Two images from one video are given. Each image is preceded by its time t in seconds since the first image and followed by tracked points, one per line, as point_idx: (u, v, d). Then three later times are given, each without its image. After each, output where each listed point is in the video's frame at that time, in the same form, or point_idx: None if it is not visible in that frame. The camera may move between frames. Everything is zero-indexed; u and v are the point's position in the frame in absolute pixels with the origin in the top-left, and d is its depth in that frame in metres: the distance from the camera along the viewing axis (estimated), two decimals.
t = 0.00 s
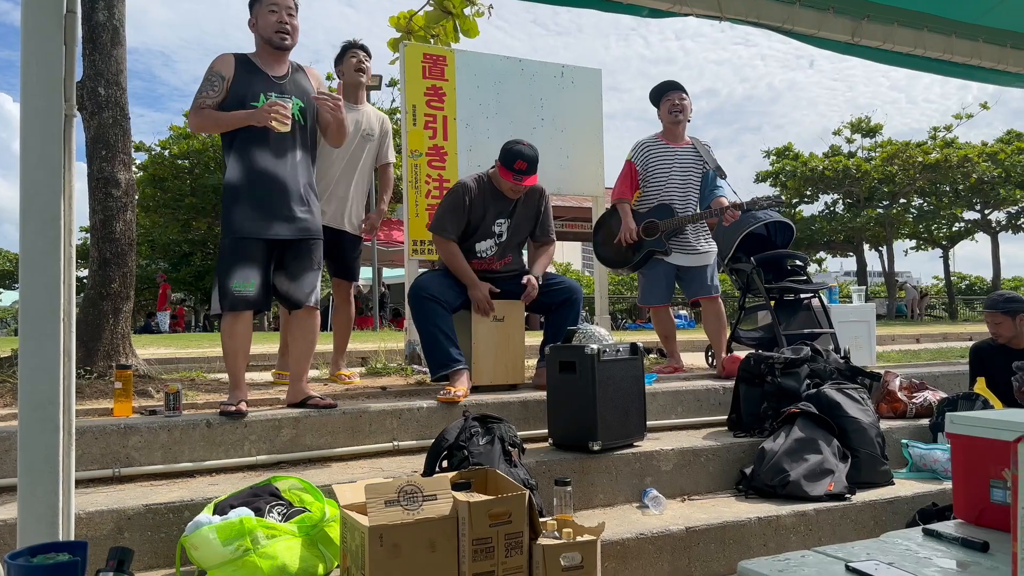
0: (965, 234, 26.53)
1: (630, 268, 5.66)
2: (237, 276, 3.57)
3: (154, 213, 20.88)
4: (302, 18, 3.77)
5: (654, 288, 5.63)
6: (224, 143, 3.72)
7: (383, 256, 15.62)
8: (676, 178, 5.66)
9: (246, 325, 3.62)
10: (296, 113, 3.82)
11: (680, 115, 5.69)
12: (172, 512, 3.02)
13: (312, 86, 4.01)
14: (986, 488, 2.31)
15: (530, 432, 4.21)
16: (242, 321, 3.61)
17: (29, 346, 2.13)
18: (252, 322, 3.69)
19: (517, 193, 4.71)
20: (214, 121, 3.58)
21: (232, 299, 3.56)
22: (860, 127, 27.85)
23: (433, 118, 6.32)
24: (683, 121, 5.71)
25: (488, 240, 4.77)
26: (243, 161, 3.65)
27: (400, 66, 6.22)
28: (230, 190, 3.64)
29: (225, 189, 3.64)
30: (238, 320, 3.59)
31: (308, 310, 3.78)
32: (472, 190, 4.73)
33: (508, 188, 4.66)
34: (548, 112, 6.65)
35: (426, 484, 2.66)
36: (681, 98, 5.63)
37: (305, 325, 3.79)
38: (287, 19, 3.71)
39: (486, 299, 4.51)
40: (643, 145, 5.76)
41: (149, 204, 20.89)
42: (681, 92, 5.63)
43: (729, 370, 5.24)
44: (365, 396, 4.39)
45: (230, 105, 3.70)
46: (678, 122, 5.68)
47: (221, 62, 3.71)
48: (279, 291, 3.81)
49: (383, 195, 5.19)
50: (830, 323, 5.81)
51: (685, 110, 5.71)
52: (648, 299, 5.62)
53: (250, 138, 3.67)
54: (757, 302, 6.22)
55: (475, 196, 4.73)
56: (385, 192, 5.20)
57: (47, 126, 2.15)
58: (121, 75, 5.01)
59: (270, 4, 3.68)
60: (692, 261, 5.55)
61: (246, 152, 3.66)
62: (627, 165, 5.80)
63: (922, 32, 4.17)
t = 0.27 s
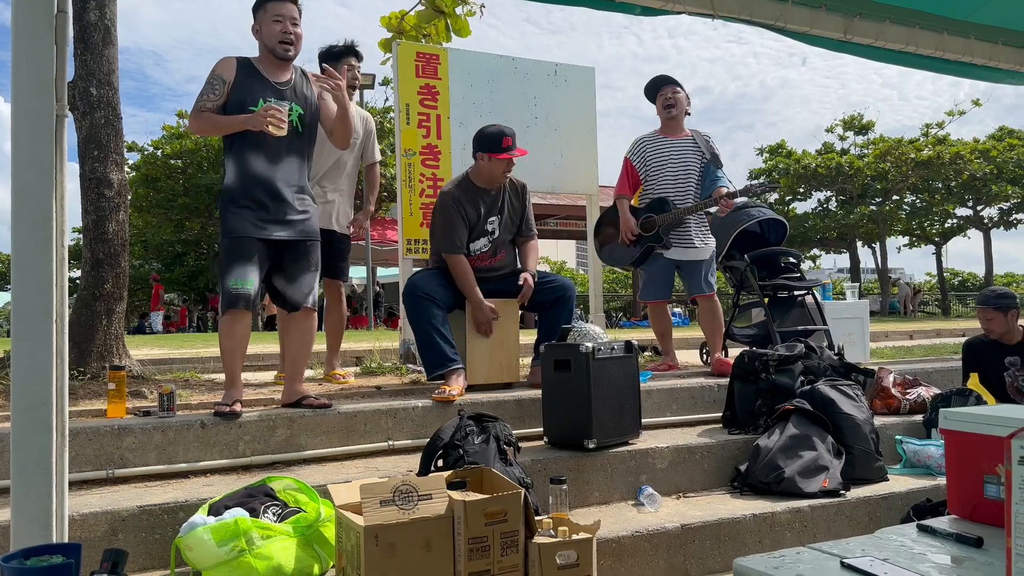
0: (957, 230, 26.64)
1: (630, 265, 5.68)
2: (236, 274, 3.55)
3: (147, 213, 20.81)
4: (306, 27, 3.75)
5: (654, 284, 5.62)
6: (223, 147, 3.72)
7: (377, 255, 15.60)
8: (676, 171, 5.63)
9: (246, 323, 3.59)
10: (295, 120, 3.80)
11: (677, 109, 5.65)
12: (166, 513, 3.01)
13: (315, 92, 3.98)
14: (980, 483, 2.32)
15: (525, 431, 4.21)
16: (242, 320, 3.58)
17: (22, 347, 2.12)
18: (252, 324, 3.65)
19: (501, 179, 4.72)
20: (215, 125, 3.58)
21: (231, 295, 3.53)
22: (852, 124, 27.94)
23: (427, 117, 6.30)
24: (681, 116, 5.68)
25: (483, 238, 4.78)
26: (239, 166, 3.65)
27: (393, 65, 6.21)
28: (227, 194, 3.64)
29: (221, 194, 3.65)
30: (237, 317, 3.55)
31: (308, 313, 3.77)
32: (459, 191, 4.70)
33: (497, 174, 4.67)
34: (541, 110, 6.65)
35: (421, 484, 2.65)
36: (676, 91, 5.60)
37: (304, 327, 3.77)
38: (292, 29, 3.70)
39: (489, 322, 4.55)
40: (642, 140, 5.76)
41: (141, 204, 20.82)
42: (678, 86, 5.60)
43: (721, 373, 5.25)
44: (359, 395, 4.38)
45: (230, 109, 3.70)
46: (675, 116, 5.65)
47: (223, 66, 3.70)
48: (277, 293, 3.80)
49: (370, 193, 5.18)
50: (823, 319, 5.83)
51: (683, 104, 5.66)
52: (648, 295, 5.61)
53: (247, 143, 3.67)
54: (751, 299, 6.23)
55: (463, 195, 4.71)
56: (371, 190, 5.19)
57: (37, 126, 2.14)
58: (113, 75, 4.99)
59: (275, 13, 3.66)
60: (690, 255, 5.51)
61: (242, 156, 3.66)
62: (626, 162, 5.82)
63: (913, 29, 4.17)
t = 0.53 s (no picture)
0: (948, 227, 26.79)
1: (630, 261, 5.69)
2: (225, 276, 3.54)
3: (138, 213, 20.72)
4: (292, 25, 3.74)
5: (653, 280, 5.58)
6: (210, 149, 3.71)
7: (369, 255, 15.57)
8: (676, 167, 5.57)
9: (235, 325, 3.60)
10: (280, 120, 3.78)
11: (677, 104, 5.58)
12: (158, 514, 3.00)
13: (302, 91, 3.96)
14: (971, 478, 2.32)
15: (518, 429, 4.21)
16: (232, 321, 3.58)
17: (11, 349, 2.11)
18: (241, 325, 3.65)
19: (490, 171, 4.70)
20: (201, 128, 3.56)
21: (222, 300, 3.53)
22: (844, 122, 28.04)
23: (418, 115, 6.29)
24: (680, 111, 5.61)
25: (472, 236, 4.78)
26: (226, 168, 3.64)
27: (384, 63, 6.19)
28: (215, 196, 3.64)
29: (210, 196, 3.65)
30: (226, 320, 3.56)
31: (297, 312, 3.76)
32: (445, 188, 4.73)
33: (487, 167, 4.67)
34: (533, 109, 6.65)
35: (414, 483, 2.66)
36: (673, 87, 5.55)
37: (294, 327, 3.76)
38: (277, 27, 3.69)
39: (472, 295, 4.52)
40: (647, 138, 5.78)
41: (132, 205, 20.72)
42: (677, 80, 5.52)
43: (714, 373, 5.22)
44: (352, 395, 4.37)
45: (216, 111, 3.68)
46: (674, 111, 5.59)
47: (209, 67, 3.69)
48: (268, 293, 3.80)
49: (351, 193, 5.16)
50: (815, 316, 5.86)
51: (683, 100, 5.58)
52: (646, 292, 5.59)
53: (234, 145, 3.65)
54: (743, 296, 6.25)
55: (449, 191, 4.74)
56: (353, 190, 5.18)
57: (25, 126, 2.12)
58: (102, 74, 4.96)
59: (260, 12, 3.65)
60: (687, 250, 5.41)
61: (229, 159, 3.64)
62: (631, 161, 5.88)
63: (905, 25, 3.92)
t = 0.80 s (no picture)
0: (938, 223, 26.93)
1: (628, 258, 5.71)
2: (212, 274, 3.54)
3: (128, 213, 20.62)
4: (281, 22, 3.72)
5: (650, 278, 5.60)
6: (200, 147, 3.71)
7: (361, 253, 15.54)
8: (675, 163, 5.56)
9: (222, 324, 3.58)
10: (269, 119, 3.76)
11: (676, 98, 5.59)
12: (151, 514, 2.99)
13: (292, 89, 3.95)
14: (960, 473, 2.34)
15: (511, 426, 4.22)
16: (219, 319, 3.57)
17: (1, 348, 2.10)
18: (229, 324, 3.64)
19: (490, 167, 4.68)
20: (190, 125, 3.57)
21: (208, 296, 3.52)
22: (834, 119, 28.14)
23: (409, 113, 6.28)
24: (679, 104, 5.63)
25: (467, 234, 4.77)
26: (214, 166, 3.64)
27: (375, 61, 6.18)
28: (203, 194, 3.65)
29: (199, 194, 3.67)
30: (214, 318, 3.54)
31: (287, 308, 3.72)
32: (444, 185, 4.71)
33: (483, 161, 4.65)
34: (525, 106, 6.66)
35: (406, 480, 2.65)
36: (671, 80, 5.55)
37: (287, 326, 3.72)
38: (265, 24, 3.67)
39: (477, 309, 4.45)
40: (652, 134, 5.79)
41: (122, 204, 20.61)
42: (677, 72, 5.50)
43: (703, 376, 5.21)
44: (345, 393, 4.37)
45: (206, 110, 3.68)
46: (672, 105, 5.61)
47: (198, 65, 3.68)
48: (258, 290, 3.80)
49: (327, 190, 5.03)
50: (806, 312, 5.89)
51: (682, 93, 5.58)
52: (643, 288, 5.61)
53: (222, 144, 3.64)
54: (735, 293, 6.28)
55: (447, 189, 4.72)
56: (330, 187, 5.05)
57: (14, 124, 2.11)
58: (91, 72, 4.93)
59: (248, 10, 3.63)
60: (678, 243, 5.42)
61: (217, 157, 3.64)
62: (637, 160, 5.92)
63: (893, 22, 3.66)
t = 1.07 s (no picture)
0: (928, 220, 27.07)
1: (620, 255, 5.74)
2: (210, 271, 3.51)
3: (118, 211, 20.52)
4: (276, 28, 3.71)
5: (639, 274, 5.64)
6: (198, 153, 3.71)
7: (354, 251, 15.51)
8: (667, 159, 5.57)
9: (219, 321, 3.53)
10: (267, 127, 3.79)
11: (676, 94, 5.60)
12: (141, 513, 2.99)
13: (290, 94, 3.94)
14: (947, 468, 2.36)
15: (502, 424, 4.23)
16: (216, 316, 3.51)
17: None
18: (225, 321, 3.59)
19: (481, 165, 4.68)
20: (188, 132, 3.56)
21: (207, 293, 3.48)
22: (825, 116, 28.24)
23: (400, 111, 6.29)
24: (679, 101, 5.63)
25: (458, 232, 4.79)
26: (212, 171, 3.64)
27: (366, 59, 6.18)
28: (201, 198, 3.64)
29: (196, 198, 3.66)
30: (211, 315, 3.49)
31: (281, 309, 3.71)
32: (438, 181, 4.73)
33: (471, 160, 4.66)
34: (516, 104, 6.66)
35: (398, 478, 2.65)
36: (674, 76, 5.55)
37: (281, 325, 3.71)
38: (260, 31, 3.66)
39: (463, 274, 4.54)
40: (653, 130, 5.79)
41: (112, 202, 20.51)
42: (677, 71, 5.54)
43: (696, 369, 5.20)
44: (336, 391, 4.37)
45: (204, 116, 3.68)
46: (672, 102, 5.61)
47: (195, 72, 3.67)
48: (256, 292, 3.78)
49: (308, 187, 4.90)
50: (797, 308, 5.92)
51: (682, 92, 5.60)
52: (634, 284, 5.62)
53: (220, 152, 3.66)
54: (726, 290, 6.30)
55: (442, 185, 4.74)
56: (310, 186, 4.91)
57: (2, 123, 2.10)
58: (80, 70, 4.91)
59: (242, 17, 3.63)
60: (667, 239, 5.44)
61: (215, 163, 3.65)
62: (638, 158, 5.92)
63: (883, 20, 3.56)
